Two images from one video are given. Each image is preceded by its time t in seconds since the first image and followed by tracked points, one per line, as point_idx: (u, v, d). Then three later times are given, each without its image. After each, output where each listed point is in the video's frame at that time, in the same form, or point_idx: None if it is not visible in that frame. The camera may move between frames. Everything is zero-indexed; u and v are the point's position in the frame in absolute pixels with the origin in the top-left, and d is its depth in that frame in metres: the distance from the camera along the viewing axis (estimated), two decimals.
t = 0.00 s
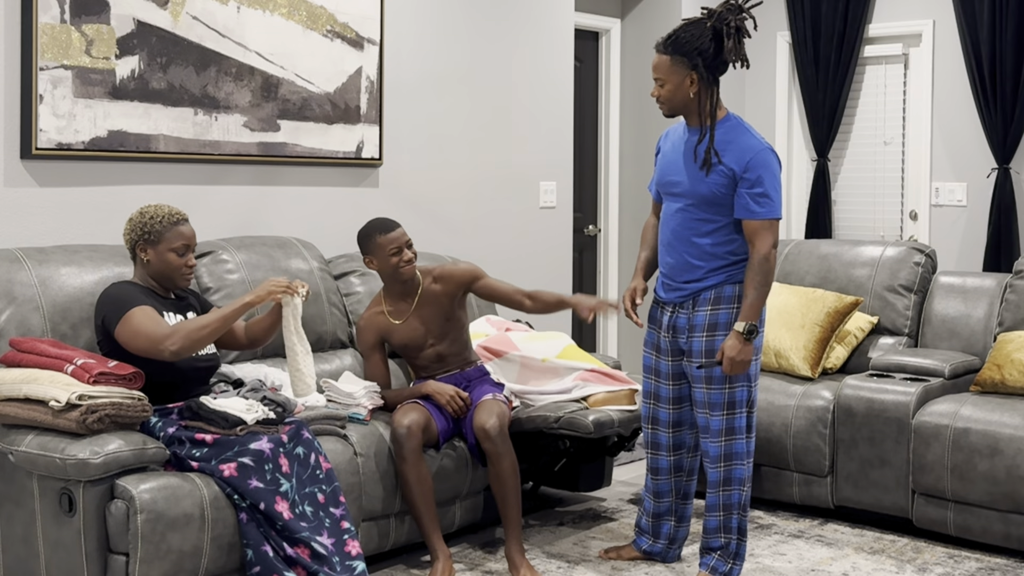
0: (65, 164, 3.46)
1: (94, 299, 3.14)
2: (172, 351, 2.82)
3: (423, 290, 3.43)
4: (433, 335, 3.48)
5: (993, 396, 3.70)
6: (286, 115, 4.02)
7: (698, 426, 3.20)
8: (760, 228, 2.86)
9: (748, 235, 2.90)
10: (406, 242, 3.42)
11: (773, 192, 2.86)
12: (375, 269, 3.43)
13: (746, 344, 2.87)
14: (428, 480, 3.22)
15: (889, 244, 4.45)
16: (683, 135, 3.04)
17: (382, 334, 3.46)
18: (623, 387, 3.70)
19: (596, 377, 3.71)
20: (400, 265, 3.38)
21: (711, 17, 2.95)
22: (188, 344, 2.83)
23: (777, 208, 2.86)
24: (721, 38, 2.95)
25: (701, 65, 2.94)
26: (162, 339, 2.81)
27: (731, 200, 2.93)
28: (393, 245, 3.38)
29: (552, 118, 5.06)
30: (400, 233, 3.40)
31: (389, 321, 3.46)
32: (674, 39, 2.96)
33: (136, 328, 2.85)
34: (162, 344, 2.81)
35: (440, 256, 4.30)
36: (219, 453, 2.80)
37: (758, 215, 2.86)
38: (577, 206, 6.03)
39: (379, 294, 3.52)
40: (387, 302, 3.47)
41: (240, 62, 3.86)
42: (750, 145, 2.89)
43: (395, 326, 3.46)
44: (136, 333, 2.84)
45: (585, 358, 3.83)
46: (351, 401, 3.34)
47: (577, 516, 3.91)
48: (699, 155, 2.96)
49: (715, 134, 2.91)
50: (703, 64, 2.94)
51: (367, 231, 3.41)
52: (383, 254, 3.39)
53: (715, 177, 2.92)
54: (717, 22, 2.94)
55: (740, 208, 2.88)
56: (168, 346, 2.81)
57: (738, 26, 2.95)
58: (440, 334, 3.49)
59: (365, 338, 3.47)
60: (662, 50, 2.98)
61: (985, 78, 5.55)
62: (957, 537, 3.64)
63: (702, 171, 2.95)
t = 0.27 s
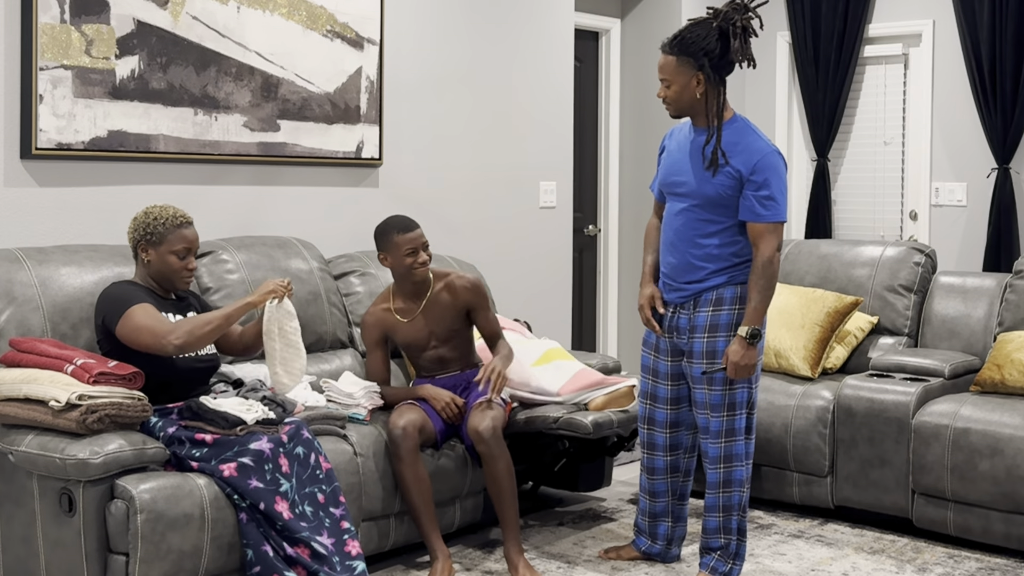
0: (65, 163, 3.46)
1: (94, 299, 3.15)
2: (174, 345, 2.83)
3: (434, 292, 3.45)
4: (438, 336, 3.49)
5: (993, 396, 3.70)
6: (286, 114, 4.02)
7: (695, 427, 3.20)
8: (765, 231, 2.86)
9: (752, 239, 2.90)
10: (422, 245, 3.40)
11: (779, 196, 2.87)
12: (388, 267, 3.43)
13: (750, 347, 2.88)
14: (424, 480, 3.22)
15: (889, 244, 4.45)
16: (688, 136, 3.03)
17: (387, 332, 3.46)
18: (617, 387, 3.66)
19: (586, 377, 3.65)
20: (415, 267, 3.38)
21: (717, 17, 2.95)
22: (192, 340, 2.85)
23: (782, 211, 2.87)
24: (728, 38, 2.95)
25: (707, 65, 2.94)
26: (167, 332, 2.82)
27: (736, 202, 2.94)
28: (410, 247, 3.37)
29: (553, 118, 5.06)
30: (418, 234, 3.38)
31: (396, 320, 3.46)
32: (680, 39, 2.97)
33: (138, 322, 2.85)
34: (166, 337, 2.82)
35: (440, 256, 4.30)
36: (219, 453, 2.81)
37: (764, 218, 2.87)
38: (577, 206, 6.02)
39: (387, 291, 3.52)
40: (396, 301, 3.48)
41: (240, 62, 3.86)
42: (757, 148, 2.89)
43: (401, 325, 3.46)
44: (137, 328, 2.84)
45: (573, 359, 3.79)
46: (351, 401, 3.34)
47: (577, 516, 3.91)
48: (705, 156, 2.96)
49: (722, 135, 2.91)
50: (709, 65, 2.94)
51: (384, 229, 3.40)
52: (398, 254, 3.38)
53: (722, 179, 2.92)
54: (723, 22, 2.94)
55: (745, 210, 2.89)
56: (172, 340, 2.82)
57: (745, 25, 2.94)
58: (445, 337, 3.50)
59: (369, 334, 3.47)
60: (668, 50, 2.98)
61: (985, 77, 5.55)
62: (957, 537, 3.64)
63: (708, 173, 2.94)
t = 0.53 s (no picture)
0: (65, 163, 3.46)
1: (94, 299, 3.15)
2: (154, 334, 2.81)
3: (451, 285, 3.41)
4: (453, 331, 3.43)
5: (993, 396, 3.70)
6: (286, 114, 4.02)
7: (695, 427, 3.19)
8: (769, 232, 2.86)
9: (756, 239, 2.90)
10: (443, 234, 3.41)
11: (783, 196, 2.87)
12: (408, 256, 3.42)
13: (746, 348, 2.89)
14: (424, 480, 3.22)
15: (889, 244, 4.45)
16: (692, 136, 3.03)
17: (402, 324, 3.44)
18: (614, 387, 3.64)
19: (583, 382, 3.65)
20: (434, 256, 3.38)
21: (719, 17, 2.95)
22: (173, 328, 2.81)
23: (786, 211, 2.87)
24: (730, 38, 2.95)
25: (710, 65, 2.94)
26: (147, 322, 2.82)
27: (740, 202, 2.93)
28: (428, 235, 3.37)
29: (553, 118, 5.06)
30: (439, 225, 3.39)
31: (411, 312, 3.43)
32: (682, 39, 2.97)
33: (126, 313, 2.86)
34: (145, 326, 2.81)
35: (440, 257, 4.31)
36: (219, 453, 2.80)
37: (768, 219, 2.86)
38: (577, 206, 6.02)
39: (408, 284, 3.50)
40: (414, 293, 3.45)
41: (240, 62, 3.86)
42: (762, 148, 2.89)
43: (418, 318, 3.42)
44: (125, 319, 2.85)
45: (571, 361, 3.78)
46: (351, 401, 3.35)
47: (577, 516, 3.91)
48: (709, 156, 2.96)
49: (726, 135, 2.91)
50: (712, 65, 2.94)
51: (406, 219, 3.41)
52: (419, 242, 3.38)
53: (726, 178, 2.92)
54: (725, 21, 2.94)
55: (749, 210, 2.89)
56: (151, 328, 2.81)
57: (747, 25, 2.93)
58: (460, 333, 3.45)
59: (384, 326, 3.45)
60: (670, 50, 2.98)
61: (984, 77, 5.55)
62: (957, 537, 3.64)
63: (712, 172, 2.95)
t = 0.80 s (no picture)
0: (65, 163, 3.46)
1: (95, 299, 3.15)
2: (139, 337, 2.82)
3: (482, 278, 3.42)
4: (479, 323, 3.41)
5: (993, 396, 3.70)
6: (286, 114, 4.02)
7: (697, 425, 3.19)
8: (766, 227, 2.85)
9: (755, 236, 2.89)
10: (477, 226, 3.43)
11: (781, 190, 2.85)
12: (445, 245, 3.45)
13: (751, 347, 2.90)
14: (426, 479, 3.22)
15: (889, 244, 4.45)
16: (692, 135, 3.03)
17: (429, 313, 3.45)
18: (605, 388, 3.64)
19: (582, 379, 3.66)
20: (465, 245, 3.40)
21: (714, 15, 2.94)
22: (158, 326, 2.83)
23: (785, 205, 2.85)
24: (722, 36, 2.93)
25: (704, 63, 2.92)
26: (132, 325, 2.82)
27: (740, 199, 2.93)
28: (462, 224, 3.40)
29: (553, 117, 5.06)
30: (472, 215, 3.41)
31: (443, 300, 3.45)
32: (676, 41, 2.96)
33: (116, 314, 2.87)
34: (130, 329, 2.82)
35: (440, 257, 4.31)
36: (219, 452, 2.81)
37: (766, 214, 2.85)
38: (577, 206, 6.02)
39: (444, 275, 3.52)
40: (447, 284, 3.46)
41: (240, 62, 3.86)
42: (760, 143, 2.88)
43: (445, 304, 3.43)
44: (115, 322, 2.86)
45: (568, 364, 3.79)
46: (351, 401, 3.35)
47: (577, 516, 3.91)
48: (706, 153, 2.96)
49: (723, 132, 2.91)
50: (707, 64, 2.93)
51: (445, 208, 3.46)
52: (451, 230, 3.41)
53: (725, 176, 2.92)
54: (718, 19, 2.93)
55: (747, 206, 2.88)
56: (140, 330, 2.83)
57: (740, 21, 2.92)
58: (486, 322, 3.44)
59: (414, 312, 3.46)
60: (666, 52, 2.98)
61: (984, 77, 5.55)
62: (957, 537, 3.64)
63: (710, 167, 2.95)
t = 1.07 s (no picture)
0: (65, 163, 3.46)
1: (95, 299, 3.15)
2: (153, 346, 2.82)
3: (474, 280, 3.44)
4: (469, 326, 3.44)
5: (993, 396, 3.70)
6: (286, 114, 4.02)
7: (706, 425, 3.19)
8: (775, 231, 2.86)
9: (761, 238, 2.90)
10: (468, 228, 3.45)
11: (791, 194, 2.87)
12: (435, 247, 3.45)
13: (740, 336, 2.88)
14: (430, 478, 3.21)
15: (889, 244, 4.44)
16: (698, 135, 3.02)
17: (422, 314, 3.44)
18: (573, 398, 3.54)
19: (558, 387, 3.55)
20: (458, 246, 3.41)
21: (727, 16, 2.93)
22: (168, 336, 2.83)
23: (793, 211, 2.88)
24: (738, 38, 2.92)
25: (718, 66, 2.92)
26: (144, 333, 2.82)
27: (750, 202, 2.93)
28: (455, 225, 3.41)
29: (553, 117, 5.07)
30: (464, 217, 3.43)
31: (434, 302, 3.45)
32: (690, 40, 2.94)
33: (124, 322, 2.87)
34: (143, 338, 2.82)
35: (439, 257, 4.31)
36: (219, 452, 2.80)
37: (777, 218, 2.87)
38: (577, 206, 6.02)
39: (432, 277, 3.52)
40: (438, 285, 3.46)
41: (240, 62, 3.86)
42: (772, 148, 2.90)
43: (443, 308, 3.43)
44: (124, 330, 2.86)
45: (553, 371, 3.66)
46: (351, 401, 3.35)
47: (577, 516, 3.91)
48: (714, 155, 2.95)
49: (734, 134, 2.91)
50: (720, 65, 2.93)
51: (434, 210, 3.46)
52: (443, 232, 3.41)
53: (734, 178, 2.92)
54: (733, 21, 2.91)
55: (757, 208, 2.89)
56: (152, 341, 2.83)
57: (755, 24, 2.90)
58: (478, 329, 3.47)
59: (405, 314, 3.44)
60: (678, 51, 2.96)
61: (984, 78, 5.55)
62: (957, 537, 3.64)
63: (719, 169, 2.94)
